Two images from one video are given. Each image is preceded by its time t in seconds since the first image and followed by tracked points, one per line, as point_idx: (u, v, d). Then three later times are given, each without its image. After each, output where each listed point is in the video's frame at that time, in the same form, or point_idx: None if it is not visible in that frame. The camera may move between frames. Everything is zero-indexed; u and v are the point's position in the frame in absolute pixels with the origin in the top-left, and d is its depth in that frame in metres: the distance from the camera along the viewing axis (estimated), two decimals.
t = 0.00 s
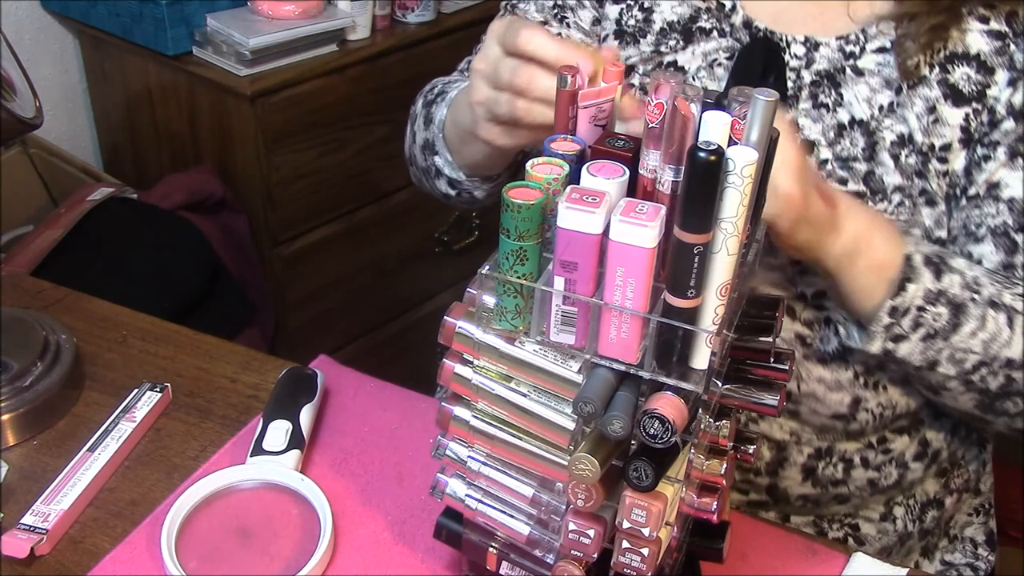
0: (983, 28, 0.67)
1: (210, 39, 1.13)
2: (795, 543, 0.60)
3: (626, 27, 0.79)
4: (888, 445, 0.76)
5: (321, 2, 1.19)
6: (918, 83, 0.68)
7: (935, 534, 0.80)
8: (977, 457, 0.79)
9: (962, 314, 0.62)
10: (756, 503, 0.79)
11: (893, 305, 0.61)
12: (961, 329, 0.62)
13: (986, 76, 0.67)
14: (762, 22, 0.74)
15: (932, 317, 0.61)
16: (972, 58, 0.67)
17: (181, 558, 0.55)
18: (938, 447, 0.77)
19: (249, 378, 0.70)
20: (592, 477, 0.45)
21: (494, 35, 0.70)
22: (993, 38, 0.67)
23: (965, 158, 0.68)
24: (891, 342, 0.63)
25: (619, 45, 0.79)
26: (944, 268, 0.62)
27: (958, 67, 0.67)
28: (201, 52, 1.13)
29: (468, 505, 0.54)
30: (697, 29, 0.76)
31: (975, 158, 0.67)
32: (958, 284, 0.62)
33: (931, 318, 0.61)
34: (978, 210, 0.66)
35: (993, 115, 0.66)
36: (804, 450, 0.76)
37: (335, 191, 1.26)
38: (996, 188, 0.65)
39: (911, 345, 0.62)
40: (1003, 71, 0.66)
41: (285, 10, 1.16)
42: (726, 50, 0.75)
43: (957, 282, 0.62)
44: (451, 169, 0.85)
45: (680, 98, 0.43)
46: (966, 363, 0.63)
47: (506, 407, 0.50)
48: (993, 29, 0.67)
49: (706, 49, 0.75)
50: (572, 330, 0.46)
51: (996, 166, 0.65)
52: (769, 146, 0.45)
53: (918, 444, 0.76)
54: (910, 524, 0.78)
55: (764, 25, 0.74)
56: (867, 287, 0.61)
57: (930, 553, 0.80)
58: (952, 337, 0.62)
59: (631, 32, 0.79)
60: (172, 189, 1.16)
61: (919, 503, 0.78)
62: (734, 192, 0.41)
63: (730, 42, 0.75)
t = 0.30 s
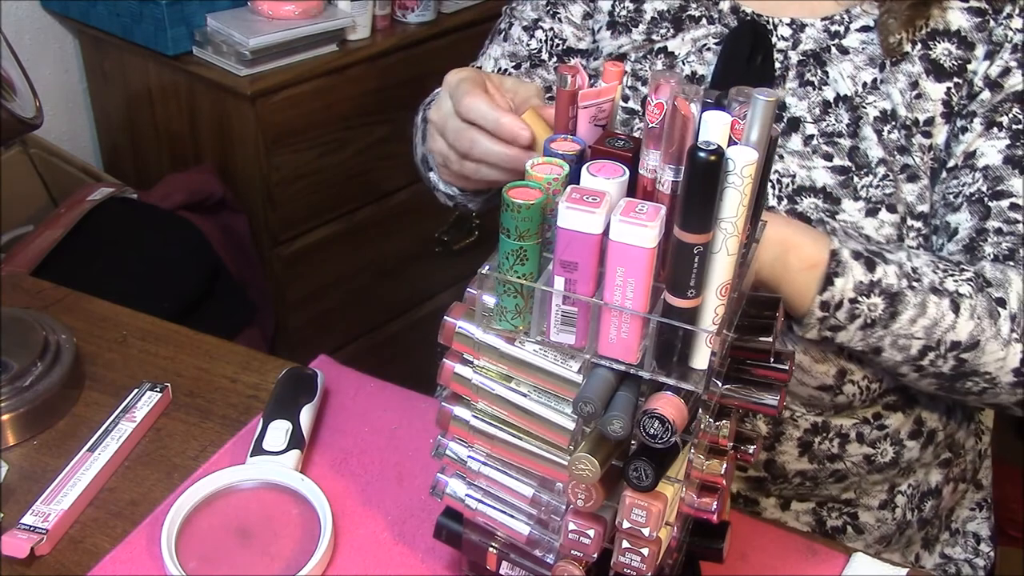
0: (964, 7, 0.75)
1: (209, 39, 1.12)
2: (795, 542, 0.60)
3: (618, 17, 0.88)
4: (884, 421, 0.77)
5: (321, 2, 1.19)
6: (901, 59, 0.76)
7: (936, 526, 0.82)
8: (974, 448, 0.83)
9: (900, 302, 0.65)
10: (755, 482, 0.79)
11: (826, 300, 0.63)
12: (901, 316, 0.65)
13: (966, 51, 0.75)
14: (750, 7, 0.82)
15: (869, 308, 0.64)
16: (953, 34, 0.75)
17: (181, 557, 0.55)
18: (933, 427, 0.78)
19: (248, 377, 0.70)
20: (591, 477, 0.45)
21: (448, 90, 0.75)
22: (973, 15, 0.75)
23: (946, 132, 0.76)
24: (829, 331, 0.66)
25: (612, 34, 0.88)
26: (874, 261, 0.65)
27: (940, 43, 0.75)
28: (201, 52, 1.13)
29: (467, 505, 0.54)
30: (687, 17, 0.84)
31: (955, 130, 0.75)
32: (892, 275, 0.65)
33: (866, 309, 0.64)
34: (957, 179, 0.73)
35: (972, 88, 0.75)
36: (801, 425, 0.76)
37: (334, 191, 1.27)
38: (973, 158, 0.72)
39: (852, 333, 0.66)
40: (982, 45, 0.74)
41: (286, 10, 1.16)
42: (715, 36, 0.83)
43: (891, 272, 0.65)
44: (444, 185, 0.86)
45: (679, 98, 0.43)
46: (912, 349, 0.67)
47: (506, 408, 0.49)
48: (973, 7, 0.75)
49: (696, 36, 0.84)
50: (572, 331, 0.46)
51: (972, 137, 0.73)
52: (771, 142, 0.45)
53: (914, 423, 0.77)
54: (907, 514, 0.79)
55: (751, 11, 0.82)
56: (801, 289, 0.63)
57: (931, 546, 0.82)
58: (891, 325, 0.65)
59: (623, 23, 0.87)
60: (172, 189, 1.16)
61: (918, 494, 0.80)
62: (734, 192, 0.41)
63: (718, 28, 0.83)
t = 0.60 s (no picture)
0: (955, 5, 0.75)
1: (209, 39, 1.12)
2: (795, 542, 0.60)
3: (612, 19, 0.88)
4: (882, 420, 0.77)
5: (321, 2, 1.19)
6: (893, 59, 0.76)
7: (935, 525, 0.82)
8: (973, 446, 0.83)
9: (902, 298, 0.65)
10: (753, 481, 0.79)
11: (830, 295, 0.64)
12: (902, 313, 0.65)
13: (959, 50, 0.75)
14: (742, 8, 0.82)
15: (871, 304, 0.65)
16: (945, 33, 0.75)
17: (180, 557, 0.55)
18: (931, 425, 0.78)
19: (249, 378, 0.70)
20: (591, 478, 0.45)
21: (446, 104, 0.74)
22: (965, 14, 0.75)
23: (940, 132, 0.76)
24: (831, 328, 0.66)
25: (606, 37, 0.88)
26: (879, 256, 0.65)
27: (932, 42, 0.76)
28: (201, 52, 1.13)
29: (467, 505, 0.54)
30: (680, 19, 0.85)
31: (949, 129, 0.75)
32: (896, 270, 0.65)
33: (870, 304, 0.65)
34: (951, 179, 0.73)
35: (965, 88, 0.75)
36: (798, 424, 0.76)
37: (334, 191, 1.27)
38: (966, 157, 0.73)
39: (853, 329, 0.66)
40: (974, 44, 0.75)
41: (285, 10, 1.16)
42: (708, 37, 0.83)
43: (894, 268, 0.65)
44: (448, 189, 0.87)
45: (679, 98, 0.43)
46: (911, 345, 0.67)
47: (506, 408, 0.49)
48: (964, 6, 0.75)
49: (689, 37, 0.84)
50: (572, 331, 0.46)
51: (966, 136, 0.73)
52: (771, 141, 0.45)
53: (911, 421, 0.78)
54: (905, 512, 0.80)
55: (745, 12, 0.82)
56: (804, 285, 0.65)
57: (930, 545, 0.82)
58: (893, 321, 0.66)
59: (617, 25, 0.87)
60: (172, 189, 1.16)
61: (917, 492, 0.80)
62: (734, 192, 0.41)
63: (711, 30, 0.84)
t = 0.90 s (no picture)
0: (957, 19, 0.76)
1: (210, 39, 1.12)
2: (795, 542, 0.60)
3: (611, 25, 0.88)
4: (881, 429, 0.78)
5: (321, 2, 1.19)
6: (893, 72, 0.77)
7: (935, 526, 0.82)
8: (973, 449, 0.83)
9: (908, 313, 0.65)
10: (751, 489, 0.80)
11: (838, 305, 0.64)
12: (907, 328, 0.66)
13: (959, 64, 0.76)
14: (741, 16, 0.83)
15: (876, 319, 0.65)
16: (946, 46, 0.76)
17: (181, 557, 0.55)
18: (931, 433, 0.78)
19: (249, 378, 0.70)
20: (591, 477, 0.45)
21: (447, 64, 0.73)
22: (966, 27, 0.75)
23: (940, 145, 0.77)
24: (837, 343, 0.66)
25: (605, 43, 0.88)
26: (889, 269, 0.65)
27: (932, 55, 0.76)
28: (201, 52, 1.13)
29: (467, 505, 0.54)
30: (679, 26, 0.85)
31: (949, 144, 0.75)
32: (903, 285, 0.65)
33: (875, 319, 0.65)
34: (951, 196, 0.73)
35: (965, 102, 0.76)
36: (795, 437, 0.77)
37: (334, 191, 1.27)
38: (967, 174, 0.72)
39: (857, 345, 0.66)
40: (976, 58, 0.75)
41: (285, 10, 1.16)
42: (707, 44, 0.84)
43: (902, 282, 0.65)
44: (449, 182, 0.86)
45: (679, 98, 0.43)
46: (914, 360, 0.67)
47: (505, 408, 0.49)
48: (966, 19, 0.76)
49: (688, 44, 0.84)
50: (572, 331, 0.46)
51: (966, 152, 0.73)
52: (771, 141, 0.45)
53: (911, 428, 0.78)
54: (905, 515, 0.80)
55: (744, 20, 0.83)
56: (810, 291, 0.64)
57: (930, 546, 0.82)
58: (897, 337, 0.66)
59: (616, 31, 0.88)
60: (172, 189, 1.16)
61: (917, 494, 0.80)
62: (734, 192, 0.41)
63: (711, 37, 0.84)
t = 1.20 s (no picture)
0: (963, 32, 0.75)
1: (210, 39, 1.12)
2: (795, 542, 0.60)
3: (612, 35, 0.88)
4: (884, 439, 0.78)
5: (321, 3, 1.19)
6: (897, 86, 0.76)
7: (935, 529, 0.82)
8: (977, 453, 0.83)
9: (909, 338, 0.66)
10: (752, 497, 0.81)
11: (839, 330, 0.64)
12: (909, 352, 0.66)
13: (965, 79, 0.75)
14: (745, 28, 0.83)
15: (878, 343, 0.65)
16: (951, 60, 0.75)
17: (181, 557, 0.55)
18: (934, 443, 0.79)
19: (249, 378, 0.70)
20: (591, 477, 0.45)
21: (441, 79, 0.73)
22: (973, 41, 0.75)
23: (945, 160, 0.77)
24: (839, 368, 0.67)
25: (606, 51, 0.88)
26: (890, 294, 0.65)
27: (938, 70, 0.76)
28: (201, 52, 1.13)
29: (467, 505, 0.54)
30: (682, 35, 0.85)
31: (954, 160, 0.76)
32: (904, 310, 0.65)
33: (876, 344, 0.65)
34: (956, 214, 0.73)
35: (971, 117, 0.75)
36: (800, 447, 0.78)
37: (334, 191, 1.27)
38: (972, 192, 0.72)
39: (860, 370, 0.67)
40: (982, 73, 0.75)
41: (285, 10, 1.16)
42: (709, 55, 0.84)
43: (903, 307, 0.65)
44: (448, 194, 0.86)
45: (679, 99, 0.43)
46: (916, 383, 0.68)
47: (506, 408, 0.49)
48: (972, 32, 0.75)
49: (691, 54, 0.84)
50: (572, 331, 0.46)
51: (970, 170, 0.73)
52: (772, 144, 0.45)
53: (915, 438, 0.78)
54: (907, 520, 0.80)
55: (746, 32, 0.83)
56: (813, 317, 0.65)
57: (930, 549, 0.82)
58: (899, 361, 0.66)
59: (618, 39, 0.88)
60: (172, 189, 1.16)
61: (917, 497, 0.80)
62: (734, 192, 0.41)
63: (713, 47, 0.83)
